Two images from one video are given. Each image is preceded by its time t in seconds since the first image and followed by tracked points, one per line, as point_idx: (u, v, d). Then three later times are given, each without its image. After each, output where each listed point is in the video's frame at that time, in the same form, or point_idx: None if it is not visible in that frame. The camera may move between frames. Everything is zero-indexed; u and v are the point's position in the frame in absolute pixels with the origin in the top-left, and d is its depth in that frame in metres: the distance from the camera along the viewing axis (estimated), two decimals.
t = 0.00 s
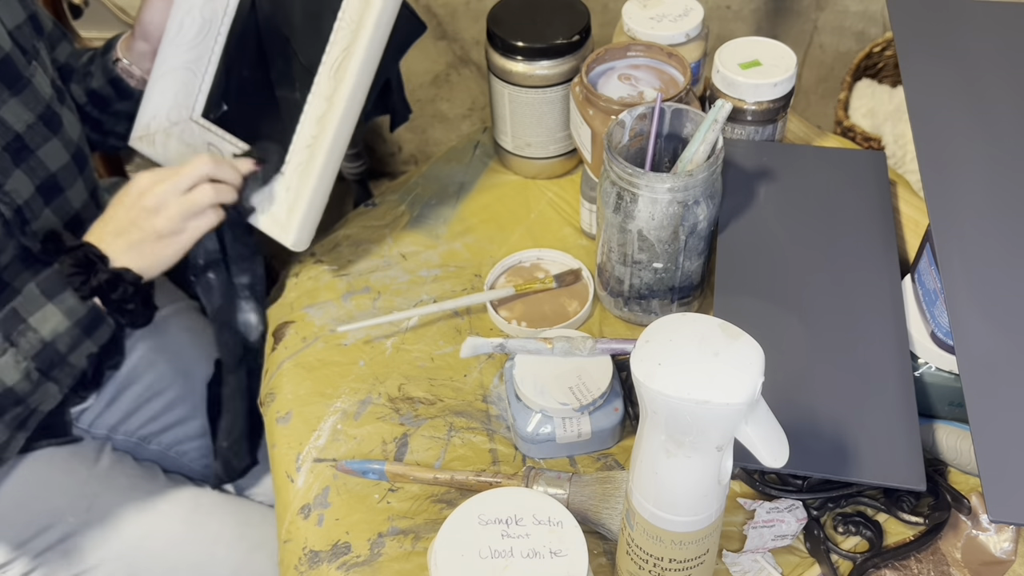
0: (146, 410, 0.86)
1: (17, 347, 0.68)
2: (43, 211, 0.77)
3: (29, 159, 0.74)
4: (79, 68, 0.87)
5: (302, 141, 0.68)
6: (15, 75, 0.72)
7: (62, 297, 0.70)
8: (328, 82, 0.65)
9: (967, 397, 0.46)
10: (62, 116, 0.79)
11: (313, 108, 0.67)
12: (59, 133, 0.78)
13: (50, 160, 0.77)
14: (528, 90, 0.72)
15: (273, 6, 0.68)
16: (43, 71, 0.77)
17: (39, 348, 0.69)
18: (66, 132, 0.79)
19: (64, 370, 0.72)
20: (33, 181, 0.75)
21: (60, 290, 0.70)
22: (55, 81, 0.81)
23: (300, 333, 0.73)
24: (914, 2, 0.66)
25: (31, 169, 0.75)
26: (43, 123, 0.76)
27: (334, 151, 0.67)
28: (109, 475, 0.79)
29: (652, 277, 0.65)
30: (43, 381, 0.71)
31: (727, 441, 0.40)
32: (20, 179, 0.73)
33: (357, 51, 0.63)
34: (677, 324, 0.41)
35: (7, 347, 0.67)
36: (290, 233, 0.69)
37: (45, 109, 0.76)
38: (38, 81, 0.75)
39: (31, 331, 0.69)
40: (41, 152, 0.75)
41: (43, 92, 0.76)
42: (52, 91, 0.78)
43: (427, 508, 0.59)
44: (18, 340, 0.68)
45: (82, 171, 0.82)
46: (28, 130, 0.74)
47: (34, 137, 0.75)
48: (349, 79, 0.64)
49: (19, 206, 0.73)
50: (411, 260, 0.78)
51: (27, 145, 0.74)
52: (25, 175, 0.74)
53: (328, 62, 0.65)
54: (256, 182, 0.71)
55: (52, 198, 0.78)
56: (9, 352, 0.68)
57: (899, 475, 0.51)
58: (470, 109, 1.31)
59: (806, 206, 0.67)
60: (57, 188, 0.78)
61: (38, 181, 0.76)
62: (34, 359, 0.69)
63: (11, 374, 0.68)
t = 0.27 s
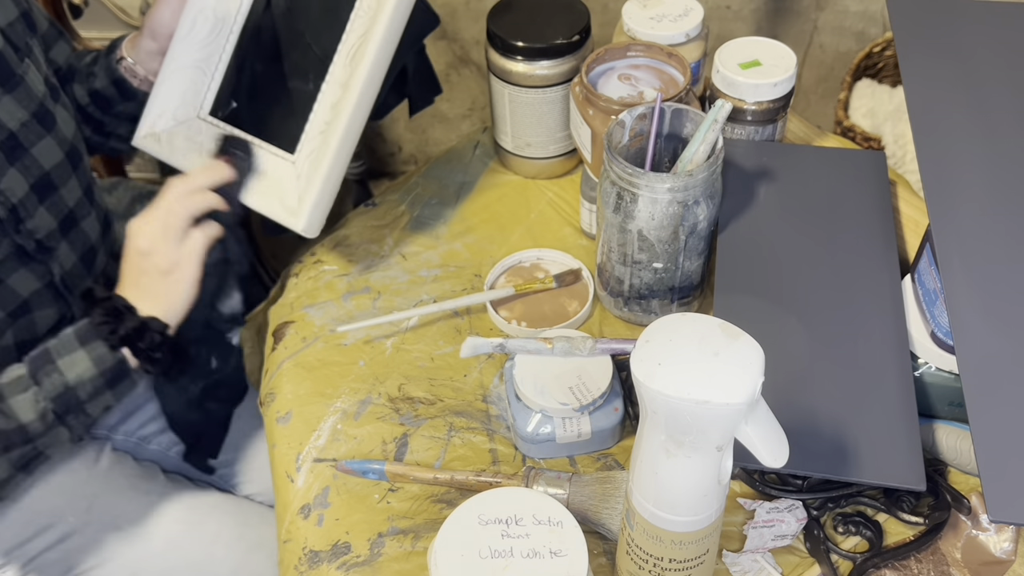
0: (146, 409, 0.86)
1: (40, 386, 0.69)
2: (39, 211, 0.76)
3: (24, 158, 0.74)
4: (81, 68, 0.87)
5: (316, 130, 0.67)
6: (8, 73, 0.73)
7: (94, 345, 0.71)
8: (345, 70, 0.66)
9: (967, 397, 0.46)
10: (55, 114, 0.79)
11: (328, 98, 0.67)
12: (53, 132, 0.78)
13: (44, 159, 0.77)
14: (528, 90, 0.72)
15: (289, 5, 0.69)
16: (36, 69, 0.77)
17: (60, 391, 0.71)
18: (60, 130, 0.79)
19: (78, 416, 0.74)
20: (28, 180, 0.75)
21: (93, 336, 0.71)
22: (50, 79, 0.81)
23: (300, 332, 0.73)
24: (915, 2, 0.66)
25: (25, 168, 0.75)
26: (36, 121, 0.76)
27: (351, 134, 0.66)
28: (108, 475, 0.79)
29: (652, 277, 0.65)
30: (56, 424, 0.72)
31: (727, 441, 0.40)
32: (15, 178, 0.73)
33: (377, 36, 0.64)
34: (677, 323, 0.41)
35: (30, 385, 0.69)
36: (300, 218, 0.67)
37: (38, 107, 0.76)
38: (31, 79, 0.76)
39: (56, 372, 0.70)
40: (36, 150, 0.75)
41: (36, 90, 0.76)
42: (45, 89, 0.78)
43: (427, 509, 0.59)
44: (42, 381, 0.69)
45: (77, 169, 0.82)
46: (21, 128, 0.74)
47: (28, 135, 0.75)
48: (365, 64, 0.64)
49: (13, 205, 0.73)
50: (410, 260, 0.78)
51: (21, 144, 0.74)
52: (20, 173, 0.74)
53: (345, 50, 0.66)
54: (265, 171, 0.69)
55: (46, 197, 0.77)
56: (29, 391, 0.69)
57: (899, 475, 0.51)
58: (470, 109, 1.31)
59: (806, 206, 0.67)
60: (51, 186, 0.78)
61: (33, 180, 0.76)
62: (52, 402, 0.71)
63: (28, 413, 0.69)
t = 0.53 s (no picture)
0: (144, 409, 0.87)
1: None
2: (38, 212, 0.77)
3: (22, 159, 0.75)
4: (88, 72, 0.85)
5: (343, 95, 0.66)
6: (7, 75, 0.73)
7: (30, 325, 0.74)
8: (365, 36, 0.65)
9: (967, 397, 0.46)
10: (56, 115, 0.78)
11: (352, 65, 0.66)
12: (53, 133, 0.78)
13: (43, 160, 0.77)
14: (528, 90, 0.72)
15: None
16: (35, 70, 0.77)
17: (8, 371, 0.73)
18: (60, 131, 0.79)
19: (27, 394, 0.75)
20: (26, 181, 0.75)
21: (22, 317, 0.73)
22: (50, 79, 0.80)
23: (300, 332, 0.73)
24: (915, 2, 0.66)
25: (23, 169, 0.75)
26: (35, 122, 0.76)
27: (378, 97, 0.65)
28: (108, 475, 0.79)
29: (652, 277, 0.65)
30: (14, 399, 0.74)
31: (726, 441, 0.40)
32: (13, 179, 0.74)
33: None
34: (677, 323, 0.41)
35: None
36: (334, 182, 0.65)
37: (37, 108, 0.76)
38: (30, 80, 0.75)
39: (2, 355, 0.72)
40: (34, 151, 0.76)
41: (35, 90, 0.76)
42: (44, 90, 0.77)
43: (427, 508, 0.59)
44: None
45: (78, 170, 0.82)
46: (20, 129, 0.74)
47: (26, 136, 0.75)
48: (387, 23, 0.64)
49: (11, 207, 0.74)
50: (410, 259, 0.78)
51: (20, 145, 0.74)
52: (18, 175, 0.75)
53: (362, 18, 0.66)
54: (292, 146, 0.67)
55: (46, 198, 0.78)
56: None
57: (899, 475, 0.51)
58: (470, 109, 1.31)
59: (805, 206, 0.67)
60: (51, 187, 0.78)
61: (31, 181, 0.76)
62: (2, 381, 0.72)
63: None
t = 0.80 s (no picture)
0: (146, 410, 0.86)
1: (47, 322, 0.70)
2: (34, 213, 0.76)
3: (19, 160, 0.74)
4: (83, 82, 0.86)
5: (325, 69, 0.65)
6: (5, 76, 0.73)
7: (88, 273, 0.70)
8: (337, 12, 0.65)
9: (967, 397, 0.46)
10: (53, 117, 0.79)
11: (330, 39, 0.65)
12: (50, 135, 0.78)
13: (40, 162, 0.76)
14: (528, 90, 0.72)
15: None
16: (33, 73, 0.77)
17: (69, 323, 0.71)
18: (58, 133, 0.79)
19: (98, 339, 0.75)
20: (23, 182, 0.75)
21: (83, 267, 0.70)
22: (48, 83, 0.81)
23: (300, 333, 0.73)
24: (915, 2, 0.66)
25: (20, 170, 0.74)
26: (33, 124, 0.76)
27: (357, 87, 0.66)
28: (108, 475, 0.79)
29: (652, 277, 0.65)
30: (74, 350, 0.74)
31: (727, 441, 0.40)
32: (9, 181, 0.73)
33: None
34: (678, 324, 0.41)
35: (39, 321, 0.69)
36: (323, 171, 0.64)
37: (34, 111, 0.76)
38: (28, 81, 0.76)
39: (59, 307, 0.70)
40: (31, 153, 0.75)
41: (32, 92, 0.76)
42: (42, 92, 0.78)
43: (427, 509, 0.59)
44: (47, 316, 0.70)
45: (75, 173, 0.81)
46: (17, 130, 0.74)
47: (23, 138, 0.75)
48: None
49: (7, 208, 0.73)
50: (411, 260, 0.78)
51: (16, 146, 0.74)
52: (14, 177, 0.74)
53: None
54: (282, 135, 0.66)
55: (42, 199, 0.77)
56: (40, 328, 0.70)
57: (899, 475, 0.51)
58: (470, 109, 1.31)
59: (805, 206, 0.67)
60: (47, 189, 0.77)
61: (28, 183, 0.75)
62: (67, 334, 0.72)
63: (43, 347, 0.71)
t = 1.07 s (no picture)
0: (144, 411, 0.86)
1: None
2: (44, 210, 0.76)
3: (31, 157, 0.74)
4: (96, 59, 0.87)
5: (319, 81, 0.58)
6: (16, 72, 0.73)
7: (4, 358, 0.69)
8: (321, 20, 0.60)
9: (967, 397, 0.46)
10: (63, 115, 0.79)
11: (316, 54, 0.59)
12: (60, 132, 0.78)
13: (52, 159, 0.77)
14: (528, 90, 0.72)
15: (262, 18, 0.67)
16: (44, 69, 0.78)
17: None
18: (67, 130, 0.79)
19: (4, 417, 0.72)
20: (34, 179, 0.75)
21: None
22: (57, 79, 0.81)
23: (300, 333, 0.73)
24: (915, 2, 0.66)
25: (32, 167, 0.75)
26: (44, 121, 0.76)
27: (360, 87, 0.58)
28: (108, 475, 0.79)
29: (652, 277, 0.65)
30: None
31: (726, 441, 0.40)
32: (21, 177, 0.73)
33: None
34: (677, 323, 0.41)
35: None
36: (342, 169, 0.54)
37: (46, 107, 0.76)
38: (39, 78, 0.76)
39: None
40: (42, 150, 0.76)
41: (44, 89, 0.76)
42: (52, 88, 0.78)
43: (427, 509, 0.59)
44: None
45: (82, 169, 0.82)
46: (29, 126, 0.74)
47: (36, 135, 0.75)
48: None
49: (19, 204, 0.73)
50: (411, 260, 0.78)
51: (28, 142, 0.74)
52: (26, 173, 0.74)
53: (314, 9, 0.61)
54: (291, 159, 0.57)
55: (52, 196, 0.77)
56: None
57: (899, 475, 0.51)
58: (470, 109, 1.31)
59: (805, 205, 0.67)
60: (57, 185, 0.78)
61: (40, 179, 0.76)
62: None
63: None
